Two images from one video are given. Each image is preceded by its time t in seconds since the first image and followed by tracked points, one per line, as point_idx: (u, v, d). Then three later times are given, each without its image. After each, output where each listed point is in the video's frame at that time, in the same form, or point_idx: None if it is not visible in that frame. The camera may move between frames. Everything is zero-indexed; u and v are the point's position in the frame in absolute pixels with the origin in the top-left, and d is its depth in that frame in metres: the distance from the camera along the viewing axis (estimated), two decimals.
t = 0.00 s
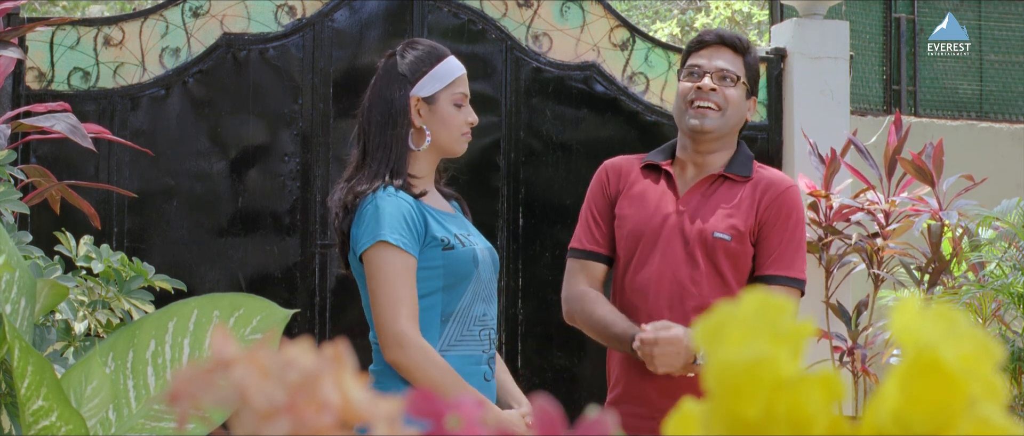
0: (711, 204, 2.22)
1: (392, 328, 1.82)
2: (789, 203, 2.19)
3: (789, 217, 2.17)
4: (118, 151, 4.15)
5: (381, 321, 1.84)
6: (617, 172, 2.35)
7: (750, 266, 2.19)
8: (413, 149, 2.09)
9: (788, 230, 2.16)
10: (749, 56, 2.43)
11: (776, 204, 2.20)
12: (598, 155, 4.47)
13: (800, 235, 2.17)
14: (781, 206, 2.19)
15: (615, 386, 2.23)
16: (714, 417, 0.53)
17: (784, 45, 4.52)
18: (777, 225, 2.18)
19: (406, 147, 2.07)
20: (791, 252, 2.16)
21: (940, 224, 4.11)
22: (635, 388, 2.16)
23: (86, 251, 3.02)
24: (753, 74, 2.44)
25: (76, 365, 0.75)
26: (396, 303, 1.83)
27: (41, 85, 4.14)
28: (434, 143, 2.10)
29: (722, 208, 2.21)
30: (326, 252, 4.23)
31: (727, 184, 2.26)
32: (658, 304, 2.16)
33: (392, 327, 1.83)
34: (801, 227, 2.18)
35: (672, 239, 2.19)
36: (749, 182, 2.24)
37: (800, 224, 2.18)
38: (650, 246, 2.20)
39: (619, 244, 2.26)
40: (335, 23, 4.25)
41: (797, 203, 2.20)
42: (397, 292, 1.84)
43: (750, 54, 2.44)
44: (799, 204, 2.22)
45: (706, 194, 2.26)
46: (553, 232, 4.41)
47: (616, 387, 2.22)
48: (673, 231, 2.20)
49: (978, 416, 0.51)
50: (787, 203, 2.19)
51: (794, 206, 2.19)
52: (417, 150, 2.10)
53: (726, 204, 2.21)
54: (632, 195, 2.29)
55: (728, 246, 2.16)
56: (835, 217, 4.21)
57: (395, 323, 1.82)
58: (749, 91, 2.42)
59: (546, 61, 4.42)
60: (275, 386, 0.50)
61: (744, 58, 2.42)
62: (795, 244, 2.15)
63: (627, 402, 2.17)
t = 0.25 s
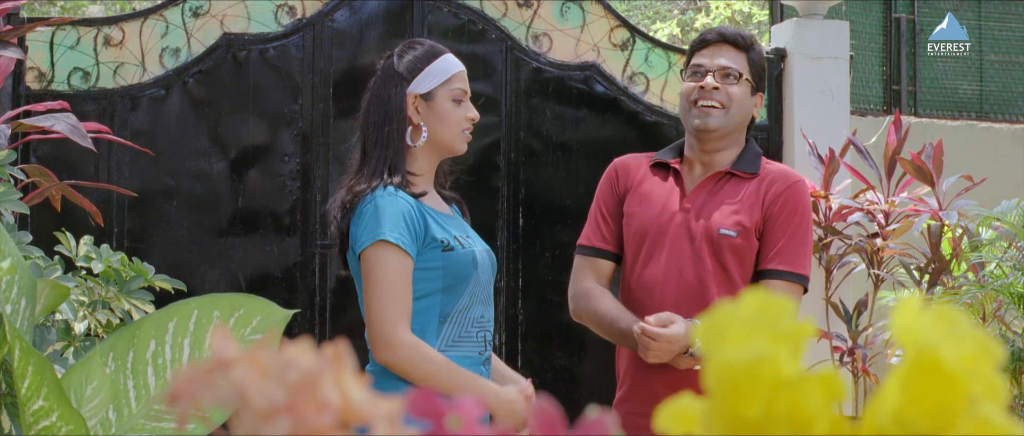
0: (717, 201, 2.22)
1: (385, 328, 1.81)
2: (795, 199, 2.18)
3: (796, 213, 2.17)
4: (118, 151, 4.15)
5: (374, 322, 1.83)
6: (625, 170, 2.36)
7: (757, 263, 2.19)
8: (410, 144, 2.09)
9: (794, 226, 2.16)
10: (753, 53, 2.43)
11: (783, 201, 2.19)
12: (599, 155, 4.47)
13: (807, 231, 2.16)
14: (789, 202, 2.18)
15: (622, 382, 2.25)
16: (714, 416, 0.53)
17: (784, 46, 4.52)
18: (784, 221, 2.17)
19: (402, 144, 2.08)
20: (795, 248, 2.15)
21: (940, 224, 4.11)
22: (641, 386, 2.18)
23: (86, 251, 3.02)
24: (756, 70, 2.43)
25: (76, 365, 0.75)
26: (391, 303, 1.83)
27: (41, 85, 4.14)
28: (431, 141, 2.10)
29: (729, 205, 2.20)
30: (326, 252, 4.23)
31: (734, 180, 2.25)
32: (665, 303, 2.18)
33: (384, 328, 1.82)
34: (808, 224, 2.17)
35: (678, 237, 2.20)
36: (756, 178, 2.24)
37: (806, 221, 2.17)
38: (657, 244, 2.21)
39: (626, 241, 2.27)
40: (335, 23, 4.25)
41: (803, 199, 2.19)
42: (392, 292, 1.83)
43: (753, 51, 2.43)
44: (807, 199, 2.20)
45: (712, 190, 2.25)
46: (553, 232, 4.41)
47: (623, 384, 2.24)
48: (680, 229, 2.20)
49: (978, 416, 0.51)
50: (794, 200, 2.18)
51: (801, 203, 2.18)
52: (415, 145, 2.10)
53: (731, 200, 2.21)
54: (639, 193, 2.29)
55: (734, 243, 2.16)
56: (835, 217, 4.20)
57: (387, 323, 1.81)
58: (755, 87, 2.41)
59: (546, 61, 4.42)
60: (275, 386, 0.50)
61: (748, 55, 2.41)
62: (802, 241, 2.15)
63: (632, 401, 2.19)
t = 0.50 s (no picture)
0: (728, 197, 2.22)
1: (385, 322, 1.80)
2: (807, 195, 2.17)
3: (810, 210, 2.16)
4: (117, 151, 4.15)
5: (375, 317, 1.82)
6: (637, 171, 2.37)
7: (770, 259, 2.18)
8: (419, 138, 2.09)
9: (807, 222, 2.15)
10: (760, 49, 2.41)
11: (794, 196, 2.18)
12: (599, 155, 4.47)
13: (820, 227, 2.15)
14: (801, 198, 2.17)
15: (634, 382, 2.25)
16: (715, 416, 0.53)
17: (784, 45, 4.52)
18: (797, 217, 2.16)
19: (409, 137, 2.08)
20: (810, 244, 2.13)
21: (940, 224, 4.10)
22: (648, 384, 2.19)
23: (86, 251, 3.02)
24: (765, 65, 2.42)
25: (76, 365, 0.75)
26: (392, 298, 1.81)
27: (41, 85, 4.14)
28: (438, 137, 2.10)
29: (740, 201, 2.20)
30: (326, 252, 4.23)
31: (745, 177, 2.25)
32: (677, 301, 2.18)
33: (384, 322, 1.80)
34: (821, 220, 2.16)
35: (690, 234, 2.20)
36: (768, 174, 2.23)
37: (819, 216, 2.16)
38: (668, 241, 2.22)
39: (638, 239, 2.28)
40: (335, 23, 4.25)
41: (816, 194, 2.18)
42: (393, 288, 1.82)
43: (760, 47, 2.42)
44: (819, 195, 2.19)
45: (723, 186, 2.25)
46: (553, 232, 4.41)
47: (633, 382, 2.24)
48: (691, 226, 2.20)
49: (978, 416, 0.51)
50: (806, 196, 2.17)
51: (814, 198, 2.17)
52: (425, 140, 2.10)
53: (743, 196, 2.21)
54: (651, 192, 2.30)
55: (745, 239, 2.15)
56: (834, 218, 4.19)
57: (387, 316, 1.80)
58: (763, 83, 2.40)
59: (546, 61, 4.42)
60: (275, 386, 0.50)
61: (754, 51, 2.40)
62: (815, 236, 2.13)
63: (642, 400, 2.19)
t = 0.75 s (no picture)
0: (735, 199, 2.22)
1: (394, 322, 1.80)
2: (819, 193, 2.14)
3: (822, 207, 2.13)
4: (117, 151, 4.15)
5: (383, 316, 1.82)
6: (648, 175, 2.40)
7: (779, 259, 2.17)
8: (419, 148, 2.10)
9: (815, 220, 2.13)
10: (730, 45, 2.33)
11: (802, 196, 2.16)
12: (599, 155, 4.47)
13: (834, 224, 2.12)
14: (811, 197, 2.14)
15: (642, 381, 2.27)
16: (715, 416, 0.53)
17: (784, 45, 4.51)
18: (806, 216, 2.14)
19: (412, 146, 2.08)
20: (827, 244, 2.12)
21: (940, 223, 4.10)
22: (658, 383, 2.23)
23: (86, 251, 3.02)
24: (748, 59, 2.34)
25: (76, 364, 0.76)
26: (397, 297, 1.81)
27: (41, 84, 4.14)
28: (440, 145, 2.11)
29: (746, 202, 2.20)
30: (326, 252, 4.23)
31: (753, 178, 2.25)
32: (682, 303, 2.19)
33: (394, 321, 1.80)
34: (836, 217, 2.13)
35: (696, 236, 2.21)
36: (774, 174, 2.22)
37: (831, 213, 2.12)
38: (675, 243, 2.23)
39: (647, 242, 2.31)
40: (335, 22, 4.25)
41: (830, 191, 2.15)
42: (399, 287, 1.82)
43: (730, 43, 2.34)
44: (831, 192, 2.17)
45: (730, 188, 2.25)
46: (553, 232, 4.41)
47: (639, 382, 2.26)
48: (698, 228, 2.22)
49: (978, 415, 0.51)
50: (818, 194, 2.14)
51: (825, 197, 2.14)
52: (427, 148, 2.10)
53: (750, 196, 2.21)
54: (660, 195, 2.32)
55: (751, 241, 2.15)
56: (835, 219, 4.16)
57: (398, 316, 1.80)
58: (740, 80, 2.32)
59: (546, 60, 4.42)
60: (275, 386, 0.50)
61: (722, 51, 2.33)
62: (828, 234, 2.12)
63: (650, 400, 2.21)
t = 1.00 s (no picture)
0: (720, 195, 2.21)
1: (387, 327, 1.81)
2: (802, 186, 2.13)
3: (805, 200, 2.11)
4: (117, 151, 4.15)
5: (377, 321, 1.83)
6: (641, 177, 2.41)
7: (767, 254, 2.15)
8: (430, 142, 2.09)
9: (800, 213, 2.11)
10: (715, 45, 2.33)
11: (786, 188, 2.15)
12: (599, 155, 4.47)
13: (819, 216, 2.10)
14: (793, 190, 2.13)
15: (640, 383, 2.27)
16: (713, 415, 0.53)
17: (784, 44, 4.52)
18: (789, 209, 2.13)
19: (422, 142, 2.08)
20: (811, 237, 2.10)
21: (940, 223, 4.10)
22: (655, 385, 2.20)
23: (86, 251, 3.02)
24: (733, 58, 2.34)
25: (76, 364, 0.76)
26: (391, 301, 1.82)
27: (41, 84, 4.14)
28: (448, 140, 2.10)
29: (731, 197, 2.19)
30: (326, 252, 4.23)
31: (739, 175, 2.24)
32: (671, 302, 2.20)
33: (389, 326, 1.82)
34: (819, 209, 2.11)
35: (682, 234, 2.22)
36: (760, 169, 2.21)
37: (815, 206, 2.11)
38: (664, 243, 2.24)
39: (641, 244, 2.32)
40: (335, 22, 4.25)
41: (813, 184, 2.13)
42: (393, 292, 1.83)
43: (716, 42, 2.34)
44: (817, 185, 2.15)
45: (715, 185, 2.25)
46: (553, 232, 4.41)
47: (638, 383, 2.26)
48: (683, 226, 2.22)
49: (977, 416, 0.52)
50: (800, 187, 2.13)
51: (809, 189, 2.12)
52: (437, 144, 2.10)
53: (734, 192, 2.20)
54: (651, 196, 2.34)
55: (735, 236, 2.15)
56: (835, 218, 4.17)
57: (391, 322, 1.81)
58: (726, 78, 2.32)
59: (546, 60, 4.41)
60: (275, 386, 0.50)
61: (708, 50, 2.34)
62: (811, 227, 2.10)
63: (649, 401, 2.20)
